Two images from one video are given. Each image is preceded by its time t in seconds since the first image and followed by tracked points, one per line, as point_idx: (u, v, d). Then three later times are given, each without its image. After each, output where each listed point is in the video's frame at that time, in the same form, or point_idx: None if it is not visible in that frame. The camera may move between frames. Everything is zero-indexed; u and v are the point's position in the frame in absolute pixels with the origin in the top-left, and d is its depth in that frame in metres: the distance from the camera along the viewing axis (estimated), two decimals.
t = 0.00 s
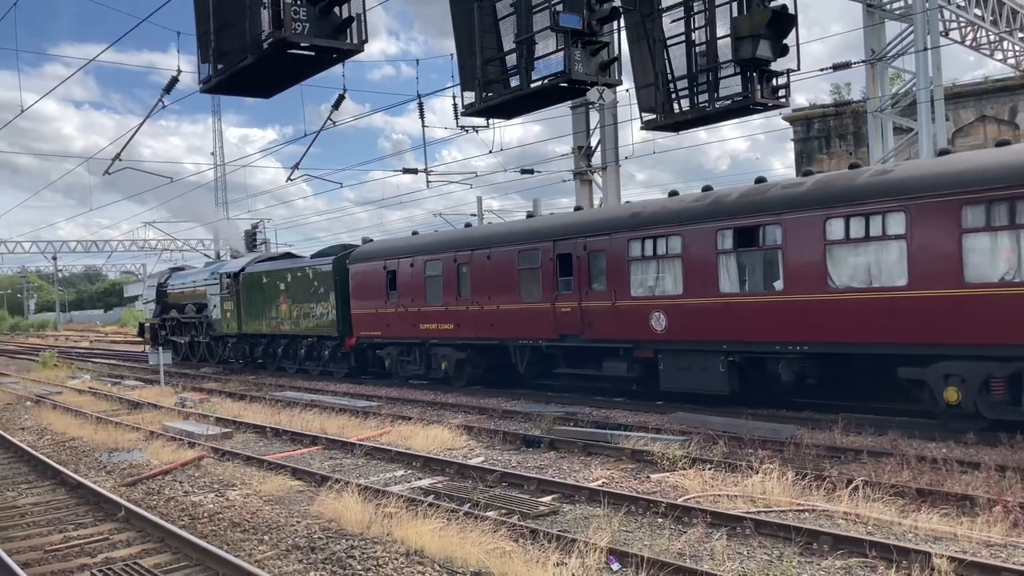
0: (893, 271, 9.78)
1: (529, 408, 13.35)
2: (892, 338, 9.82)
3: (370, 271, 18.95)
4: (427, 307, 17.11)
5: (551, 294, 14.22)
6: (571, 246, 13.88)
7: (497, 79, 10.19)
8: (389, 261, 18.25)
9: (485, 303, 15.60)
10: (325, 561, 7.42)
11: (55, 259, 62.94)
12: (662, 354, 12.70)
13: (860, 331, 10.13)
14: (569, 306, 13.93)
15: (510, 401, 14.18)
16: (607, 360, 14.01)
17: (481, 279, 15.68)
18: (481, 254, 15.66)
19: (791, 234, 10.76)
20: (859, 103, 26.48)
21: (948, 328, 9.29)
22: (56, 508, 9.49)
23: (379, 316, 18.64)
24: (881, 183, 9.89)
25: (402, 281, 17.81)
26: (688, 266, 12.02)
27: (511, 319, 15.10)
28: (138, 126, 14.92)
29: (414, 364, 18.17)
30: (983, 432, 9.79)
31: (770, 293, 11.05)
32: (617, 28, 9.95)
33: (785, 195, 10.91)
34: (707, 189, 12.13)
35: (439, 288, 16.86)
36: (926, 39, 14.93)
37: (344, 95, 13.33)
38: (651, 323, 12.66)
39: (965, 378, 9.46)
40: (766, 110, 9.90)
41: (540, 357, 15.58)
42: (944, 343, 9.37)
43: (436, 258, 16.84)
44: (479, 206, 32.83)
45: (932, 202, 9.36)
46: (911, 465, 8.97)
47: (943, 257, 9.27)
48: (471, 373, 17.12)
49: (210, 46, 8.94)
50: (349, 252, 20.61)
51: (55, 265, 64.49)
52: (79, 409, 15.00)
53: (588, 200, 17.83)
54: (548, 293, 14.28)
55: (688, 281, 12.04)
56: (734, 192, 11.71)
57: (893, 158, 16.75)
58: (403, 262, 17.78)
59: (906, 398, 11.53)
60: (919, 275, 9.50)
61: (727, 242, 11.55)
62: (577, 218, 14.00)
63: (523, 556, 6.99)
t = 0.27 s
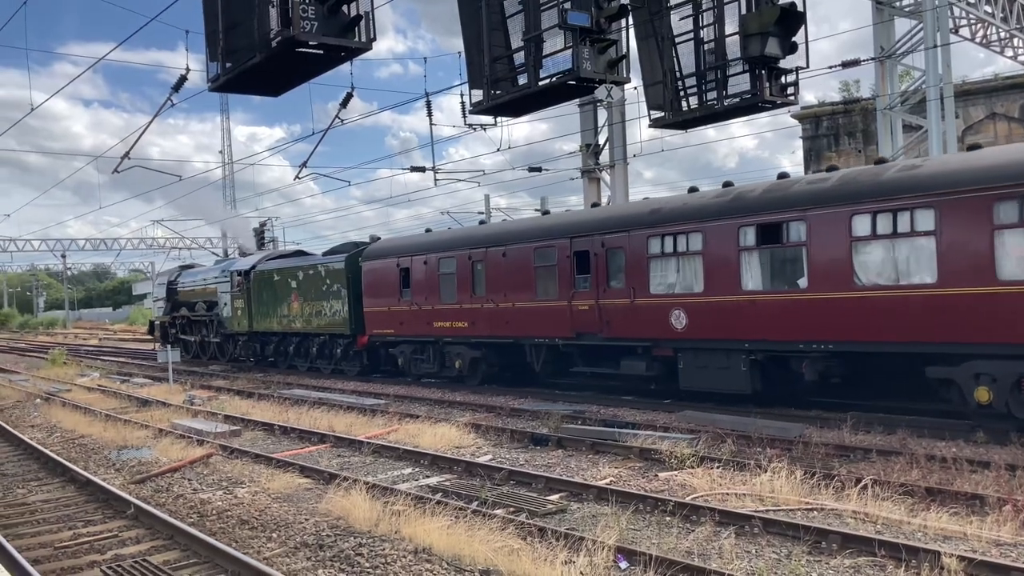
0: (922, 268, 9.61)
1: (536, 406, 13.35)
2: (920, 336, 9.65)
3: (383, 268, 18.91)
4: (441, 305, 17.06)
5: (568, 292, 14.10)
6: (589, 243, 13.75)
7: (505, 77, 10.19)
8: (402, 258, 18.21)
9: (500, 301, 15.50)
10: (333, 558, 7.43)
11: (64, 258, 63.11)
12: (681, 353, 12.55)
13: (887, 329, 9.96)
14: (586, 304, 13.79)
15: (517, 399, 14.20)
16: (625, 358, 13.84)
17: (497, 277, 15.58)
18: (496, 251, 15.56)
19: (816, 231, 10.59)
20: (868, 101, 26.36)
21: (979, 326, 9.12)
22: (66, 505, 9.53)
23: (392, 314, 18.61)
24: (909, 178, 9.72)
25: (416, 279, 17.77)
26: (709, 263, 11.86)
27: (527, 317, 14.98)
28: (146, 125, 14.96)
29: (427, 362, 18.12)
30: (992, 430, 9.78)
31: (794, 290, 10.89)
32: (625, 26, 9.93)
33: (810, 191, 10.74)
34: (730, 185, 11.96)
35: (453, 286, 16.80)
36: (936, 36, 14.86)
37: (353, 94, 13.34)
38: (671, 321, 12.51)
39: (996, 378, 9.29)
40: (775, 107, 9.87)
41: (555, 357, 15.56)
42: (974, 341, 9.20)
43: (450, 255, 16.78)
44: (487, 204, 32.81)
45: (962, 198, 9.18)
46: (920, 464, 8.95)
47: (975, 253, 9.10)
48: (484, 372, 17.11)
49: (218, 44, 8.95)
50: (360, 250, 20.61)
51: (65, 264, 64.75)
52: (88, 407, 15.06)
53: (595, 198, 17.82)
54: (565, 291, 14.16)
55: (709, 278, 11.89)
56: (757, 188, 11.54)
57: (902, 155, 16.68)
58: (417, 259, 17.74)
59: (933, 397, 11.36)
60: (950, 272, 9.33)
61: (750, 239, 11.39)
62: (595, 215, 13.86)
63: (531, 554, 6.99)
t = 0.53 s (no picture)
0: (948, 265, 9.40)
1: (541, 404, 13.35)
2: (945, 335, 9.45)
3: (393, 265, 18.86)
4: (452, 302, 17.00)
5: (582, 290, 13.94)
6: (603, 240, 13.58)
7: (510, 75, 10.17)
8: (413, 255, 18.16)
9: (513, 298, 15.40)
10: (338, 556, 7.45)
11: (69, 255, 63.29)
12: (697, 352, 12.37)
13: (911, 328, 9.76)
14: (601, 302, 13.63)
15: (522, 397, 14.20)
16: (640, 357, 13.66)
17: (509, 274, 15.48)
18: (508, 249, 15.46)
19: (838, 227, 10.39)
20: (874, 98, 26.28)
21: (1007, 325, 8.91)
22: (72, 502, 9.56)
23: (403, 312, 18.58)
24: (935, 173, 9.51)
25: (427, 276, 17.74)
26: (728, 260, 11.68)
27: (540, 315, 14.85)
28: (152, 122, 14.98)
29: (438, 360, 18.11)
30: (999, 429, 9.76)
31: (815, 288, 10.69)
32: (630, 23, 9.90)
33: (832, 187, 10.54)
34: (748, 181, 11.77)
35: (465, 284, 16.73)
36: (943, 33, 14.80)
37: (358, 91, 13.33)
38: (687, 320, 12.30)
39: None
40: (781, 105, 9.83)
41: (569, 357, 15.53)
42: (1002, 341, 8.99)
43: (462, 252, 16.71)
44: (492, 202, 32.82)
45: (991, 194, 8.97)
46: (926, 463, 8.92)
47: (1003, 250, 8.88)
48: (496, 371, 17.15)
49: (224, 42, 8.95)
50: (370, 248, 20.60)
51: (71, 261, 64.95)
52: (94, 404, 15.11)
53: (601, 196, 17.80)
54: (578, 288, 14.00)
55: (728, 276, 11.69)
56: (777, 184, 11.35)
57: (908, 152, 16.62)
58: (427, 256, 17.71)
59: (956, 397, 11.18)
60: (977, 270, 9.12)
61: (770, 236, 11.20)
62: (609, 211, 13.69)
63: (536, 552, 7.00)
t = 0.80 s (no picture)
0: (973, 263, 9.27)
1: (545, 402, 13.35)
2: (968, 334, 9.33)
3: (403, 264, 18.86)
4: (463, 301, 17.00)
5: (595, 287, 13.86)
6: (618, 237, 13.50)
7: (514, 73, 10.17)
8: (423, 253, 18.16)
9: (525, 296, 15.36)
10: (342, 554, 7.46)
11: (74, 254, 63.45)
12: (713, 351, 12.28)
13: (933, 326, 9.65)
14: (615, 300, 13.55)
15: (526, 396, 14.21)
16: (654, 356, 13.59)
17: (521, 272, 15.44)
18: (520, 246, 15.44)
19: (859, 224, 10.29)
20: (879, 97, 26.23)
21: None
22: (77, 500, 9.59)
23: (412, 310, 18.59)
24: (960, 168, 9.39)
25: (437, 274, 17.73)
26: (746, 257, 11.58)
27: (553, 313, 14.78)
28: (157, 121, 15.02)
29: (448, 359, 18.11)
30: (1003, 428, 9.77)
31: (835, 285, 10.58)
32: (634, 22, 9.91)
33: (854, 183, 10.43)
34: (767, 178, 11.67)
35: (475, 281, 16.70)
36: (947, 31, 14.77)
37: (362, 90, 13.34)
38: (704, 318, 12.22)
39: None
40: (785, 103, 9.83)
41: (581, 356, 15.47)
42: None
43: (472, 249, 16.71)
44: (495, 201, 32.83)
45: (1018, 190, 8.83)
46: (931, 461, 8.92)
47: None
48: (507, 371, 17.11)
49: (228, 40, 8.97)
50: (378, 246, 20.61)
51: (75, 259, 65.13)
52: (99, 402, 15.15)
53: (604, 195, 17.80)
54: (592, 286, 13.93)
55: (745, 274, 11.60)
56: (796, 180, 11.24)
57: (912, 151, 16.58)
58: (438, 254, 17.72)
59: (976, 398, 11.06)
60: (1003, 267, 8.99)
61: (789, 233, 11.09)
62: (624, 208, 13.60)
63: (540, 550, 7.01)
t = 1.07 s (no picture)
0: (1002, 261, 9.19)
1: (551, 401, 13.36)
2: (996, 334, 9.24)
3: (415, 263, 18.87)
4: (476, 300, 17.00)
5: (612, 287, 13.82)
6: (636, 236, 13.46)
7: (520, 73, 10.16)
8: (435, 252, 18.18)
9: (540, 296, 15.35)
10: (350, 553, 7.47)
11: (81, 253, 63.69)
12: (732, 351, 12.23)
13: (960, 326, 9.56)
14: (633, 300, 13.50)
15: (533, 395, 14.22)
16: (672, 356, 13.55)
17: (536, 271, 15.44)
18: (535, 245, 15.45)
19: (884, 222, 10.21)
20: (886, 95, 26.15)
21: None
22: (85, 498, 9.62)
23: (424, 309, 18.60)
24: (989, 165, 9.31)
25: (450, 273, 17.75)
26: (768, 256, 11.52)
27: (569, 312, 14.75)
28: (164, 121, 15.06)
29: (461, 359, 18.12)
30: (1011, 428, 9.74)
31: (858, 284, 10.51)
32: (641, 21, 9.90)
33: (878, 180, 10.36)
34: (788, 175, 11.61)
35: (489, 280, 16.70)
36: (956, 29, 14.71)
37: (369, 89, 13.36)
38: (724, 317, 12.16)
39: None
40: (792, 103, 9.80)
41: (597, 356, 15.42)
42: None
43: (485, 248, 16.72)
44: (502, 200, 32.85)
45: None
46: (939, 462, 8.89)
47: None
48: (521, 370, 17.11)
49: (235, 40, 8.98)
50: (389, 245, 20.64)
51: (83, 259, 65.38)
52: (106, 401, 15.19)
53: (611, 194, 17.79)
54: (609, 286, 13.89)
55: (767, 273, 11.55)
56: (819, 178, 11.18)
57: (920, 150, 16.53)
58: (450, 253, 17.73)
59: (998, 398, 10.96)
60: None
61: (811, 231, 11.03)
62: (642, 206, 13.56)
63: (547, 550, 7.01)
